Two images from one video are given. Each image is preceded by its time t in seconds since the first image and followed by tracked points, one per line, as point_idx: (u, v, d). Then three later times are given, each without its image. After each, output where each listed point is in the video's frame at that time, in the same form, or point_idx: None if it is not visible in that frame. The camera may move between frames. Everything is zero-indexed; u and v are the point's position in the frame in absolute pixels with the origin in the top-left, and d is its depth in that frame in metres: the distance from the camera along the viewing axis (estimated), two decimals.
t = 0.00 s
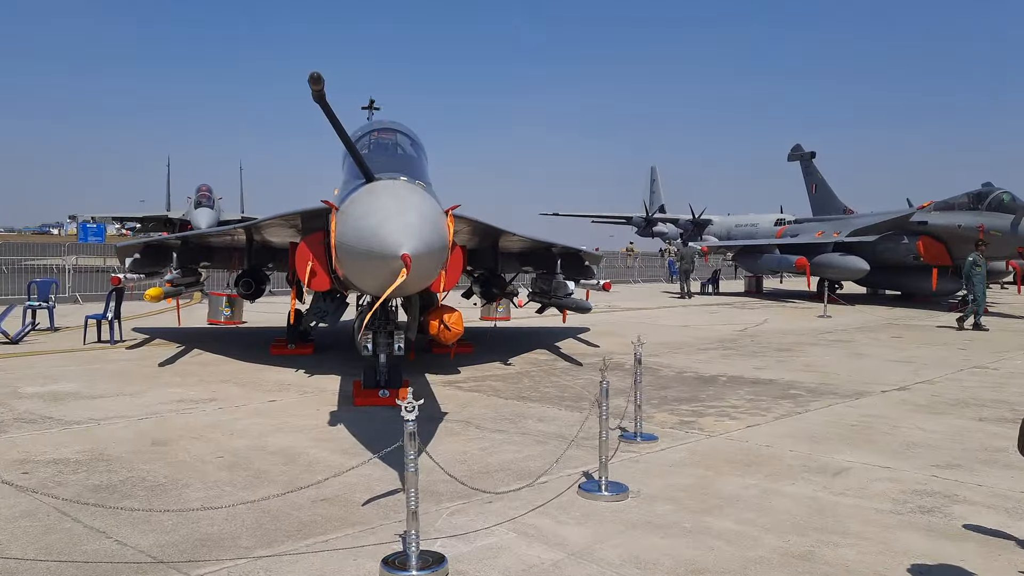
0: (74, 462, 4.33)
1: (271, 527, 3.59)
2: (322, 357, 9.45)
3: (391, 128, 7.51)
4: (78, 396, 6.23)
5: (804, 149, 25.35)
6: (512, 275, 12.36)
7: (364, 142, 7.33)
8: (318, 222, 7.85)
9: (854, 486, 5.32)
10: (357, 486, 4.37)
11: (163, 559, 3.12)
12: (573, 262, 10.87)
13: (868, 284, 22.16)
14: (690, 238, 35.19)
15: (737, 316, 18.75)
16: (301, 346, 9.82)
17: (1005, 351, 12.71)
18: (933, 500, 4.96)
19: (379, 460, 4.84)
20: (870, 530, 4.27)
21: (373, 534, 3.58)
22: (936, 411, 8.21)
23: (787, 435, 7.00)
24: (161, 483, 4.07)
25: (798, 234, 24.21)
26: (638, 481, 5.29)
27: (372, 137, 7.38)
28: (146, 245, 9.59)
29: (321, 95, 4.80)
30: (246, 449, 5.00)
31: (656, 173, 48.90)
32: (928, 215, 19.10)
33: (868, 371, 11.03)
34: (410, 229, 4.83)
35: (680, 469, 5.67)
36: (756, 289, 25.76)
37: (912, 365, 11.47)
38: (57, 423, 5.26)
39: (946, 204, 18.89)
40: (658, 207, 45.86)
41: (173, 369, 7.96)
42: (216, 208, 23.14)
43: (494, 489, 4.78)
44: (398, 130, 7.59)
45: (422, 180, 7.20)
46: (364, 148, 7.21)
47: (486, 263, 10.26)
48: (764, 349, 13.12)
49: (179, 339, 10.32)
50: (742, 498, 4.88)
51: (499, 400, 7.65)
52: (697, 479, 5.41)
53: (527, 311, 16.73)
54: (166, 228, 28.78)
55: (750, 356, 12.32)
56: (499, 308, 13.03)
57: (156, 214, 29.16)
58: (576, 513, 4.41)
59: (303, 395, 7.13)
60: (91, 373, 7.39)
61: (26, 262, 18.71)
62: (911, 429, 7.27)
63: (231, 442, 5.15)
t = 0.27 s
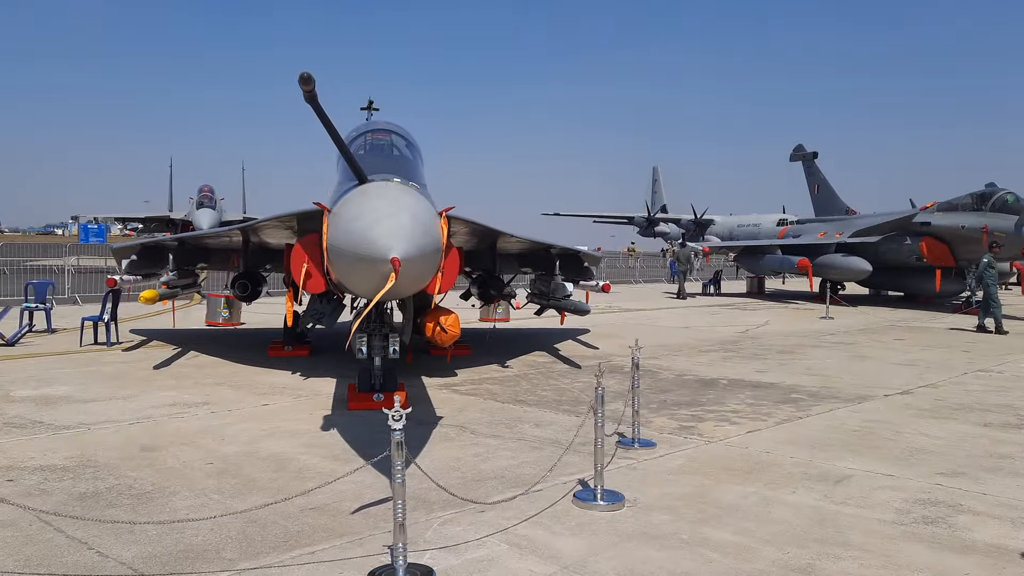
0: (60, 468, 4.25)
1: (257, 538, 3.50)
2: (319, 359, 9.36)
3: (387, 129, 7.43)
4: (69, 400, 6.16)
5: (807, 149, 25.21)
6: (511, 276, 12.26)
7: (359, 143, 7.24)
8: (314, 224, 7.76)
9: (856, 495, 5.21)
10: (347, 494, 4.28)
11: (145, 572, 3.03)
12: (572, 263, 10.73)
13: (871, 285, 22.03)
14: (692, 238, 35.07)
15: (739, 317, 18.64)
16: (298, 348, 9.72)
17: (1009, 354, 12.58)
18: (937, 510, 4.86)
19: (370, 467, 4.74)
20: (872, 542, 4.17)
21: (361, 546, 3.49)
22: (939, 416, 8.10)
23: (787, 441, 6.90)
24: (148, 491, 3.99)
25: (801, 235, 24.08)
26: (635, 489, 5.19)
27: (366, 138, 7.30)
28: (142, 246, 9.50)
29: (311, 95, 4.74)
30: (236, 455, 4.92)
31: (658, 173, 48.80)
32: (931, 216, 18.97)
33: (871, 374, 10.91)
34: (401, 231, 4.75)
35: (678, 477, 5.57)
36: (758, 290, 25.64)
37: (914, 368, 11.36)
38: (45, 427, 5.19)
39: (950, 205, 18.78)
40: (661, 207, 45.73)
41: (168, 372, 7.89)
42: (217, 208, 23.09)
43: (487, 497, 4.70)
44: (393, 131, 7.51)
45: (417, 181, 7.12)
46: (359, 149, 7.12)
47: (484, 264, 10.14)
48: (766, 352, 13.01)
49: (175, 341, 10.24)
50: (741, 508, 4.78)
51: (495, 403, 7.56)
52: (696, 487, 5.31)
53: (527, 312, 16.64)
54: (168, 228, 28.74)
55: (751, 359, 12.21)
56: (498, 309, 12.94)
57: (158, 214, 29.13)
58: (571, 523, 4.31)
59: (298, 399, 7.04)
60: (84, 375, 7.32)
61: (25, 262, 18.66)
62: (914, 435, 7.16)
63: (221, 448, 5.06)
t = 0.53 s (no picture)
0: (50, 474, 4.21)
1: (246, 545, 3.44)
2: (320, 361, 9.29)
3: (384, 128, 7.35)
4: (64, 404, 6.12)
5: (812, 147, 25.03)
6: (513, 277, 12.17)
7: (356, 143, 7.16)
8: (313, 224, 7.68)
9: (860, 497, 5.11)
10: (341, 499, 4.21)
11: None
12: (575, 262, 10.65)
13: (877, 284, 21.86)
14: (698, 237, 34.94)
15: (743, 316, 18.53)
16: (298, 350, 9.66)
17: (1016, 352, 12.44)
18: (941, 512, 4.76)
19: (365, 471, 4.68)
20: (876, 545, 4.09)
21: (352, 553, 3.43)
22: (944, 415, 7.99)
23: (791, 443, 6.80)
24: (137, 497, 3.93)
25: (806, 233, 23.92)
26: (634, 492, 5.11)
27: (363, 137, 7.21)
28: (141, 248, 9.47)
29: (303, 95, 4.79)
30: (230, 459, 4.86)
31: (663, 173, 48.62)
32: (937, 214, 18.83)
33: (876, 374, 10.80)
34: (394, 231, 4.69)
35: (678, 480, 5.49)
36: (763, 289, 25.50)
37: (920, 367, 11.24)
38: (39, 432, 5.15)
39: (956, 203, 18.64)
40: (666, 207, 45.61)
41: (166, 375, 7.84)
42: (222, 210, 23.11)
43: (483, 502, 4.62)
44: (390, 130, 7.44)
45: (414, 182, 7.07)
46: (356, 149, 7.04)
47: (485, 264, 10.05)
48: (770, 351, 12.91)
49: (175, 343, 10.20)
50: (742, 511, 4.70)
51: (495, 405, 7.47)
52: (697, 490, 5.23)
53: (530, 313, 16.56)
54: (174, 230, 28.80)
55: (756, 359, 12.09)
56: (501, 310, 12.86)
57: (163, 216, 29.19)
58: (568, 528, 4.24)
59: (295, 401, 6.99)
60: (81, 379, 7.29)
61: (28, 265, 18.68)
62: (920, 435, 7.05)
63: (215, 452, 5.00)
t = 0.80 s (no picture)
0: (78, 478, 4.29)
1: (266, 551, 3.43)
2: (352, 364, 9.30)
3: (411, 131, 7.33)
4: (98, 407, 6.24)
5: (852, 148, 24.38)
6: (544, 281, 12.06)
7: (384, 146, 7.13)
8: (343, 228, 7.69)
9: (900, 509, 4.89)
10: (364, 505, 4.18)
11: None
12: (607, 266, 10.50)
13: (920, 287, 21.16)
14: (735, 241, 34.36)
15: (780, 321, 18.11)
16: (330, 353, 9.68)
17: None
18: (986, 525, 4.53)
19: (390, 476, 4.64)
20: (915, 560, 3.89)
21: (371, 561, 3.38)
22: (992, 424, 7.64)
23: (828, 451, 6.56)
24: (161, 502, 3.97)
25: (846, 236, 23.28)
26: (663, 502, 4.98)
27: (391, 141, 7.17)
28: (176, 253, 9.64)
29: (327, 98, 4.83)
30: (256, 463, 4.88)
31: (698, 176, 47.98)
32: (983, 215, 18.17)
33: (919, 380, 10.41)
34: (415, 234, 4.65)
35: (709, 489, 5.33)
36: (802, 292, 24.91)
37: (966, 373, 10.80)
38: (71, 435, 5.27)
39: (1003, 204, 17.97)
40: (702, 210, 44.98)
41: (198, 378, 7.96)
42: (260, 216, 23.53)
43: (508, 510, 4.54)
44: (417, 133, 7.42)
45: (443, 185, 7.07)
46: (385, 153, 7.02)
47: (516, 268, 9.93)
48: (807, 357, 12.56)
49: (209, 347, 10.36)
50: (774, 522, 4.54)
51: (523, 410, 7.38)
52: (727, 499, 5.07)
53: (562, 317, 16.44)
54: (214, 235, 29.46)
55: (793, 364, 11.77)
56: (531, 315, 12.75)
57: (204, 223, 29.87)
58: (593, 537, 4.13)
59: (324, 405, 7.01)
60: (116, 382, 7.44)
61: (74, 270, 19.29)
62: (966, 445, 6.74)
63: (242, 456, 5.03)
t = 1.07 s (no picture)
0: (108, 470, 4.41)
1: (287, 550, 3.45)
2: (383, 365, 9.32)
3: (445, 134, 7.36)
4: (132, 400, 6.39)
5: (897, 160, 23.74)
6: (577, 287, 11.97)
7: (419, 148, 7.16)
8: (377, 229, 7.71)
9: (936, 532, 4.71)
10: (387, 507, 4.17)
11: None
12: (641, 274, 10.35)
13: (965, 303, 20.46)
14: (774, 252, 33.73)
15: (817, 333, 17.69)
16: (361, 353, 9.71)
17: None
18: None
19: (414, 479, 4.63)
20: None
21: (391, 564, 3.36)
22: None
23: (864, 469, 6.35)
24: (187, 497, 4.03)
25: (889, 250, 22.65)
26: (689, 515, 4.87)
27: (425, 143, 7.21)
28: (215, 250, 9.79)
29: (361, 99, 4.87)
30: (282, 461, 4.92)
31: (737, 184, 47.27)
32: None
33: (962, 399, 10.04)
34: (444, 236, 4.64)
35: (738, 504, 5.20)
36: (841, 306, 24.31)
37: (1012, 394, 10.38)
38: (104, 427, 5.41)
39: None
40: (740, 219, 44.28)
41: (230, 374, 8.09)
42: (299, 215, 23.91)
43: (531, 518, 4.49)
44: (451, 136, 7.44)
45: (475, 188, 7.07)
46: (419, 154, 7.05)
47: (549, 272, 9.84)
48: (845, 371, 12.23)
49: (244, 344, 10.52)
50: (802, 540, 4.40)
51: (552, 417, 7.31)
52: (756, 515, 4.94)
53: (594, 323, 16.31)
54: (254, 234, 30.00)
55: (829, 379, 11.46)
56: (563, 321, 12.66)
57: (245, 221, 30.47)
58: (616, 549, 4.06)
59: (352, 404, 7.04)
60: (151, 376, 7.60)
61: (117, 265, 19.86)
62: (1009, 468, 6.47)
63: (269, 453, 5.08)
